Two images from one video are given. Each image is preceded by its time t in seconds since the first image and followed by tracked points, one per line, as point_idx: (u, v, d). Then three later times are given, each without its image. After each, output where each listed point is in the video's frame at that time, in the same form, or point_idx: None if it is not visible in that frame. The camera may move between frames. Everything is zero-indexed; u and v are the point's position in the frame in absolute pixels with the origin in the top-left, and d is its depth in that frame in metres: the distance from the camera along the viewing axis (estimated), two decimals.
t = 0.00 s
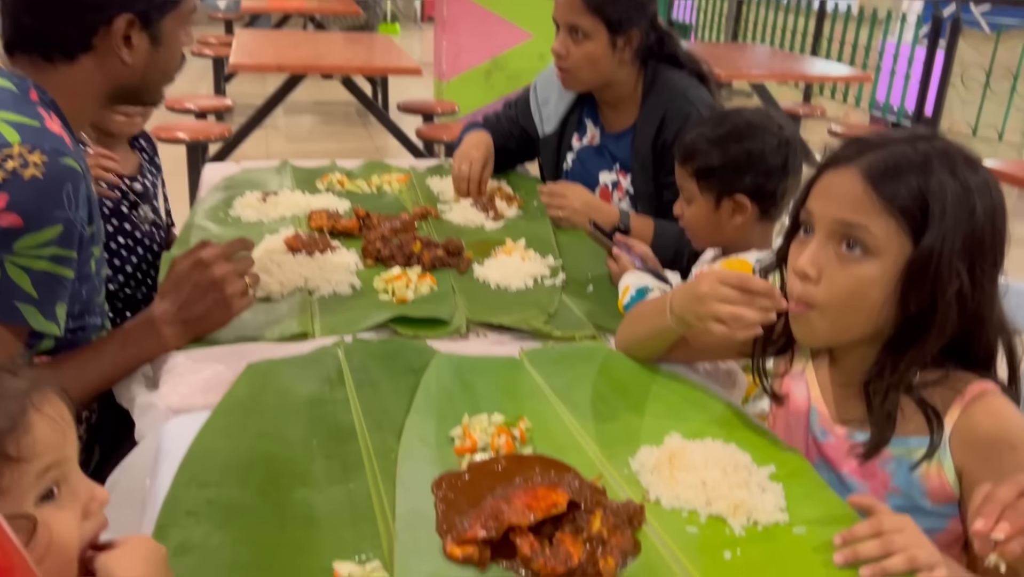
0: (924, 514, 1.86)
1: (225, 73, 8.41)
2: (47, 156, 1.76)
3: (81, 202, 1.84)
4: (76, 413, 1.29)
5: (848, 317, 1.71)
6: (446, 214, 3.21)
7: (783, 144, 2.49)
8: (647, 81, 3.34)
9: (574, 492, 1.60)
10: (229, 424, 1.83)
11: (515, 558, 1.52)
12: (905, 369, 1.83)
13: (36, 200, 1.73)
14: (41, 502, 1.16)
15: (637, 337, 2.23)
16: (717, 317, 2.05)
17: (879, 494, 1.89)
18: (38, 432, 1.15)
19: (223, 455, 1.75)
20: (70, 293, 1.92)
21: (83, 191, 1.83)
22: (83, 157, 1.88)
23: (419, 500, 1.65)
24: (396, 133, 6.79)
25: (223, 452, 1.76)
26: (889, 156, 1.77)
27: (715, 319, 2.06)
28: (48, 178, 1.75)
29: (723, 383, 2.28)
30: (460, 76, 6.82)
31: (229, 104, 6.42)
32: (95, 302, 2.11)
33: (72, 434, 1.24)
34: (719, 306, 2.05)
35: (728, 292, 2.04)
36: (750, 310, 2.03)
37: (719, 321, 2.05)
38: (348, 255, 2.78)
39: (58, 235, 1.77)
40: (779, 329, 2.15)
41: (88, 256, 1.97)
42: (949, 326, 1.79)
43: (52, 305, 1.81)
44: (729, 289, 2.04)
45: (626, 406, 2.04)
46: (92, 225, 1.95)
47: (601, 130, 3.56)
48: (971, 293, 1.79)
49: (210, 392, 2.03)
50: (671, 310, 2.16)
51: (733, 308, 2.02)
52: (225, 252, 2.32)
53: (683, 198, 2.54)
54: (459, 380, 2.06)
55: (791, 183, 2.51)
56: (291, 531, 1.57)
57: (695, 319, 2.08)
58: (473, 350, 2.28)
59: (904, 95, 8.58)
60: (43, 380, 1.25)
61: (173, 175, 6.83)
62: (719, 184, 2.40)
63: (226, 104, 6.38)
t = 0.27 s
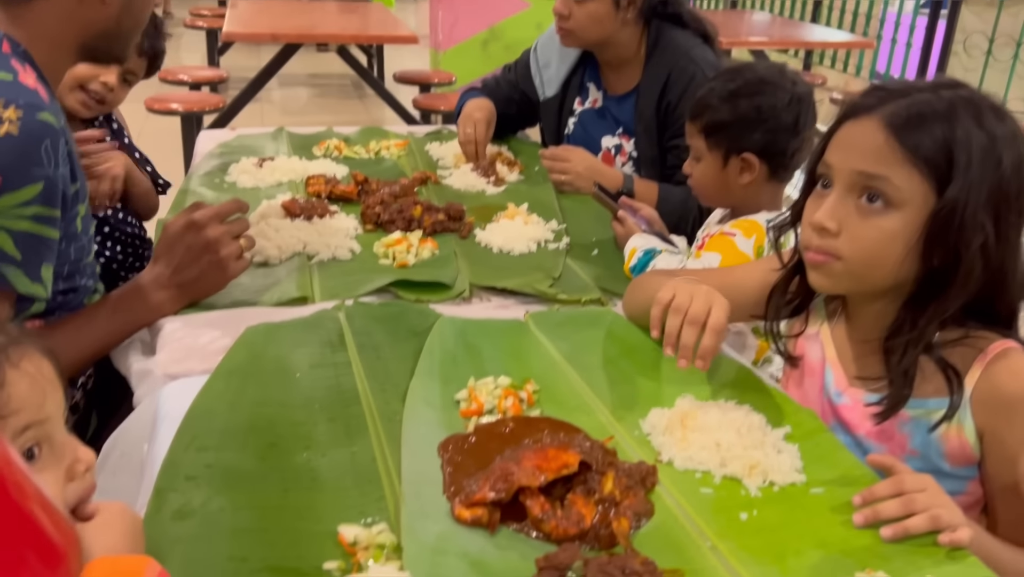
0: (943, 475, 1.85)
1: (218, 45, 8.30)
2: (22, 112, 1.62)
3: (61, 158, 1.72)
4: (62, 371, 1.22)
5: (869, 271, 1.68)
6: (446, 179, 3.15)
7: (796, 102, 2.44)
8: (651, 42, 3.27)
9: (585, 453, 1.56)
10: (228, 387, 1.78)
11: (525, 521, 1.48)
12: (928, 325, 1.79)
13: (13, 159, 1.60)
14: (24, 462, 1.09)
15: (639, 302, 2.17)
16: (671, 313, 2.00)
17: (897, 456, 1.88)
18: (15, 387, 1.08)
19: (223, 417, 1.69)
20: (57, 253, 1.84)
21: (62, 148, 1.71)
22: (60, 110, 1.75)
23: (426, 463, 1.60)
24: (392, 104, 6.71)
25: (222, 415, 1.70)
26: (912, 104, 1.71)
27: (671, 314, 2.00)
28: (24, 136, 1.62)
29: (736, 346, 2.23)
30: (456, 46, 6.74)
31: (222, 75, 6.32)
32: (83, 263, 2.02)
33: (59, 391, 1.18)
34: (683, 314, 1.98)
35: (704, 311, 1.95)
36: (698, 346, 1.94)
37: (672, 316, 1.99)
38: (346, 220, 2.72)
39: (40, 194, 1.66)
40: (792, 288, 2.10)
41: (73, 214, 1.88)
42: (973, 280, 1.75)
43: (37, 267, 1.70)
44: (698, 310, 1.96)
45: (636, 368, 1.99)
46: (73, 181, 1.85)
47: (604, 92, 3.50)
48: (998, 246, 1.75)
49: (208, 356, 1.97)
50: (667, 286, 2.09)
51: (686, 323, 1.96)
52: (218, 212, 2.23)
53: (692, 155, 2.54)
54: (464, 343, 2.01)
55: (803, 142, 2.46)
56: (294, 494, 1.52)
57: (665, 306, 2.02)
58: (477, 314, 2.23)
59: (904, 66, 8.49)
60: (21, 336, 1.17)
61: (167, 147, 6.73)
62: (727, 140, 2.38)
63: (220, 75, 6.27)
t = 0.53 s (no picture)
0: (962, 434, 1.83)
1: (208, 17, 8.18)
2: (9, 68, 1.60)
3: (51, 120, 1.68)
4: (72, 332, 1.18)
5: (889, 226, 1.67)
6: (446, 147, 3.11)
7: (806, 61, 2.46)
8: (653, 6, 3.22)
9: (601, 414, 1.54)
10: (235, 353, 1.75)
11: (541, 482, 1.46)
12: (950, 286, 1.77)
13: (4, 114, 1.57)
14: (33, 425, 1.06)
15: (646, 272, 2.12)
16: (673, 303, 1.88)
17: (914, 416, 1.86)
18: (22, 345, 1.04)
19: (231, 383, 1.66)
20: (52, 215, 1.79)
21: (53, 108, 1.67)
22: (50, 73, 1.72)
23: (438, 426, 1.58)
24: (386, 76, 6.64)
25: (230, 381, 1.67)
26: (933, 55, 1.68)
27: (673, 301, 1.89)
28: (14, 92, 1.58)
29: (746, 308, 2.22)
30: (451, 18, 6.67)
31: (214, 48, 6.23)
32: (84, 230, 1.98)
33: (68, 352, 1.14)
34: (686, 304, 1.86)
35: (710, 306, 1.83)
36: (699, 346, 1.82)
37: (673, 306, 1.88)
38: (348, 188, 2.68)
39: (30, 154, 1.62)
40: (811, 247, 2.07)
41: (68, 176, 1.84)
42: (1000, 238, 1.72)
43: (34, 230, 1.65)
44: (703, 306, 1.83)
45: (647, 331, 1.97)
46: (67, 144, 1.82)
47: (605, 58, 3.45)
48: None
49: (213, 323, 1.94)
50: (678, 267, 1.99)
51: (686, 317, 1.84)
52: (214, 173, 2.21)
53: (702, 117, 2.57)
54: (473, 307, 1.98)
55: (812, 103, 2.47)
56: (307, 458, 1.49)
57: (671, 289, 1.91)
58: (484, 279, 2.20)
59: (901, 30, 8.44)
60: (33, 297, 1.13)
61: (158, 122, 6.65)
62: (736, 101, 2.41)
63: (212, 48, 6.18)
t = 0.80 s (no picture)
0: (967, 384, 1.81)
1: None
2: None
3: (41, 74, 1.62)
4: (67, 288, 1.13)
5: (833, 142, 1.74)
6: (440, 110, 3.06)
7: (804, 15, 2.43)
8: None
9: (606, 367, 1.52)
10: (231, 313, 1.71)
11: (547, 436, 1.44)
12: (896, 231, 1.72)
13: None
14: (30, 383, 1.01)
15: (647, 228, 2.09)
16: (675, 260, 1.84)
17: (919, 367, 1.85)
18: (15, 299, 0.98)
19: (227, 343, 1.63)
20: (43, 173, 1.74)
21: (43, 63, 1.60)
22: (37, 25, 1.64)
23: (441, 382, 1.55)
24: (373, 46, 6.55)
25: (227, 341, 1.63)
26: None
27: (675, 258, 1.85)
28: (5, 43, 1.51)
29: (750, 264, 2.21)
30: None
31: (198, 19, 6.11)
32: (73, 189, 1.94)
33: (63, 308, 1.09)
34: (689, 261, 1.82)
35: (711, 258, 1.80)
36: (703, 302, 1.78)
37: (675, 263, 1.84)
38: (340, 151, 2.63)
39: (21, 110, 1.57)
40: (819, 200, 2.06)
41: (60, 136, 1.79)
42: (943, 195, 1.62)
43: (22, 188, 1.59)
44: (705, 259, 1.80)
45: (649, 288, 1.94)
46: (58, 101, 1.75)
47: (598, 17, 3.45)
48: (985, 167, 1.56)
49: (207, 285, 1.90)
50: (677, 223, 1.96)
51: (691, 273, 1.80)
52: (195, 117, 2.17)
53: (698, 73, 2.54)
54: (472, 266, 1.94)
55: (810, 58, 2.45)
56: (308, 416, 1.46)
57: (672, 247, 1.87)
58: (483, 239, 2.17)
59: None
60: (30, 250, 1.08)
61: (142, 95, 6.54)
62: (734, 56, 2.38)
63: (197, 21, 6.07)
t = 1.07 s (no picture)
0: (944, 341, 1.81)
1: None
2: None
3: None
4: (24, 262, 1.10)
5: (802, 96, 1.81)
6: (416, 81, 3.02)
7: None
8: None
9: (583, 330, 1.51)
10: (203, 286, 1.69)
11: (524, 400, 1.43)
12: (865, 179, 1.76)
13: None
14: None
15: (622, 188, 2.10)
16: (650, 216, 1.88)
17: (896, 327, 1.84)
18: None
19: (200, 314, 1.61)
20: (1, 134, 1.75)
21: None
22: None
23: (417, 349, 1.54)
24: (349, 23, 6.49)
25: (199, 313, 1.61)
26: None
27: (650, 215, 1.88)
28: None
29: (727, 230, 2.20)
30: None
31: None
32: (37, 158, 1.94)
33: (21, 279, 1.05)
34: (664, 215, 1.86)
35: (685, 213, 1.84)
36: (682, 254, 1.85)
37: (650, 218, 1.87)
38: (314, 123, 2.60)
39: None
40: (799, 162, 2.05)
41: (19, 100, 1.82)
42: (909, 144, 1.65)
43: None
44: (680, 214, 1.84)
45: (627, 253, 1.93)
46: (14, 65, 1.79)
47: None
48: (948, 118, 1.58)
49: (179, 257, 1.87)
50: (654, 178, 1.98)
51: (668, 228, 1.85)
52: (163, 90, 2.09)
53: (675, 34, 2.52)
54: (448, 234, 1.93)
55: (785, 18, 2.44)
56: (282, 386, 1.44)
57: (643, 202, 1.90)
58: (460, 208, 2.15)
59: None
60: None
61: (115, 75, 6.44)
62: (712, 17, 2.35)
63: None
